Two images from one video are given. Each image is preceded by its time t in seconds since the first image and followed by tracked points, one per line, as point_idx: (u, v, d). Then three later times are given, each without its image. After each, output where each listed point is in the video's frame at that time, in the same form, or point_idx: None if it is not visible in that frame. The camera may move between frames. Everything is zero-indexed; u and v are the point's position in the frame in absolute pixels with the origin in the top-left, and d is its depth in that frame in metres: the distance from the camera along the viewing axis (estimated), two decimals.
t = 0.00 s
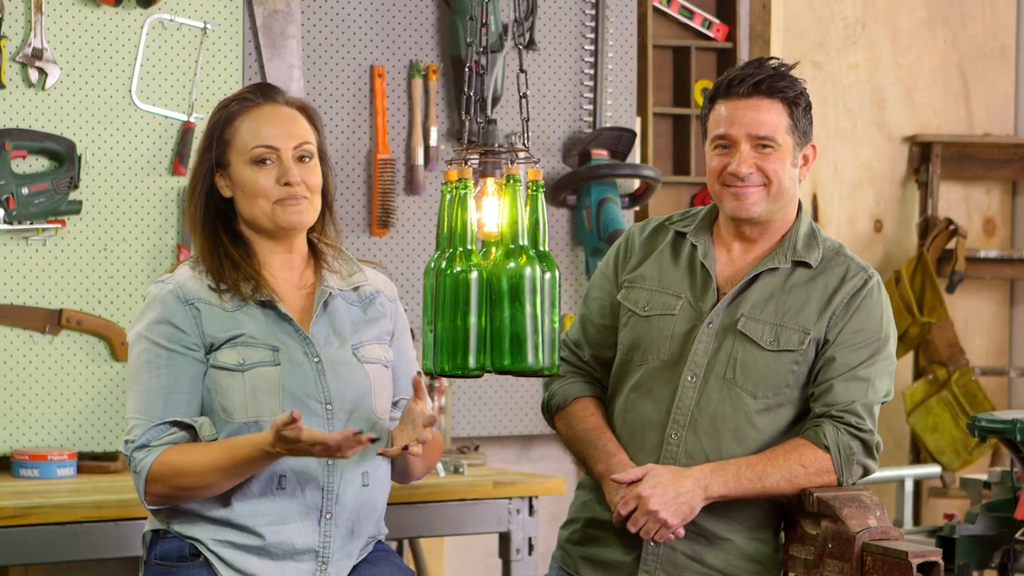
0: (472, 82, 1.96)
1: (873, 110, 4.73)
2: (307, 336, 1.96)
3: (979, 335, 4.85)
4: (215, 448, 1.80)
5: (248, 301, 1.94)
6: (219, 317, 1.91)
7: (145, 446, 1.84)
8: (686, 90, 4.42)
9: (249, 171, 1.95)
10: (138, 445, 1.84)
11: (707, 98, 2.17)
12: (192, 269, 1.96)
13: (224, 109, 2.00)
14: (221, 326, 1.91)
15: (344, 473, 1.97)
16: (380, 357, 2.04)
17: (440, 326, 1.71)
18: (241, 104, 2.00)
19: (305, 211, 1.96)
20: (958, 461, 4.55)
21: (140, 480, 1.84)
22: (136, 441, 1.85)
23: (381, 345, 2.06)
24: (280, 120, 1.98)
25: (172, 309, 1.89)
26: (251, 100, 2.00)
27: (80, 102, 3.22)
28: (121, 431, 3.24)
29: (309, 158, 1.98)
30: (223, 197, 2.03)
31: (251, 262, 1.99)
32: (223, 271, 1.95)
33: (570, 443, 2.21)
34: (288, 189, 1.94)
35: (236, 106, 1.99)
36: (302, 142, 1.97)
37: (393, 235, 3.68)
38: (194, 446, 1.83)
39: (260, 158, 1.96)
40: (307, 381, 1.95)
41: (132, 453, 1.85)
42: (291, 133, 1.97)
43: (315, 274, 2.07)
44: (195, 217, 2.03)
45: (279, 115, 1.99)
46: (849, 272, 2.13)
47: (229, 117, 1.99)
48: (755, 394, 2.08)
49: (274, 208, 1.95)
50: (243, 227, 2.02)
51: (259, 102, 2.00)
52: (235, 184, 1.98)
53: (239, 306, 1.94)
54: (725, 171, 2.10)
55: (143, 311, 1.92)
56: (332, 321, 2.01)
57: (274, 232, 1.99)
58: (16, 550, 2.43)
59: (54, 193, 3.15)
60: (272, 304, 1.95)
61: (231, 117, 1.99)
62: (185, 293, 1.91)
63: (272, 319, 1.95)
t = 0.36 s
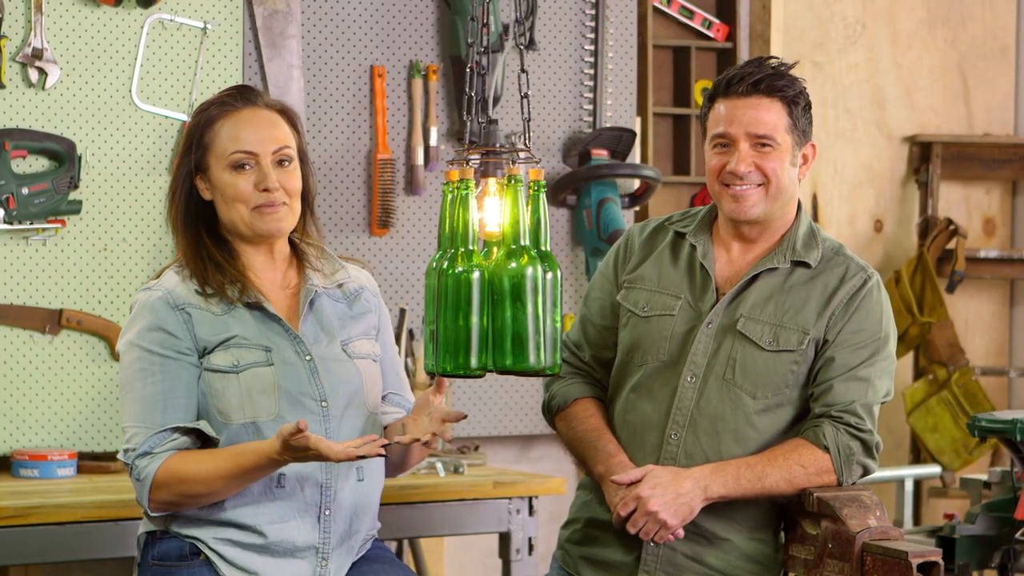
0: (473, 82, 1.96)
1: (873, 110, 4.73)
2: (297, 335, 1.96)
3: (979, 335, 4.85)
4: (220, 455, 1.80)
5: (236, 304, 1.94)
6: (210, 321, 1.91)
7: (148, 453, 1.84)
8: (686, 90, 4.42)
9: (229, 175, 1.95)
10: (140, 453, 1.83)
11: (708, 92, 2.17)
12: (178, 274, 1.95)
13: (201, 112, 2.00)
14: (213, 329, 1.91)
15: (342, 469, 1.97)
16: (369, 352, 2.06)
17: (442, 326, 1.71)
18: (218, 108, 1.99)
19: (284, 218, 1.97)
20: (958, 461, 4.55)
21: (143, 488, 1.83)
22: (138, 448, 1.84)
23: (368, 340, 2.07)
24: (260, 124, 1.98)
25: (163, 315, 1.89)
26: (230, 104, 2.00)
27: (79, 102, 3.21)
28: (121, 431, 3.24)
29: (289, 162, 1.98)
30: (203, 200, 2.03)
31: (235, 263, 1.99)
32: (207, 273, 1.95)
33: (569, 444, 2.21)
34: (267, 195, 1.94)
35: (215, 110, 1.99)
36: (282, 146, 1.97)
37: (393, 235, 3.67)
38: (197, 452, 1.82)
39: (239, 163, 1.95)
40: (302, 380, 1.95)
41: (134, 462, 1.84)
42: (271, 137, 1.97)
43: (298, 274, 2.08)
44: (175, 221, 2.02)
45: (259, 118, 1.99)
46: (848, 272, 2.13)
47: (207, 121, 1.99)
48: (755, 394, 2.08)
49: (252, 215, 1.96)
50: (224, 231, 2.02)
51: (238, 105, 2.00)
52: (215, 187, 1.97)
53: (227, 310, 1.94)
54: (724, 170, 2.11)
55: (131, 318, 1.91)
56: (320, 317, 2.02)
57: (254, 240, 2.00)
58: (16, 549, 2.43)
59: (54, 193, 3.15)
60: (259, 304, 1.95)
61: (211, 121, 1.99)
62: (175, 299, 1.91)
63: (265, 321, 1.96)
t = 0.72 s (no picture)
0: (473, 82, 1.96)
1: (873, 110, 4.73)
2: (292, 331, 1.97)
3: (979, 335, 4.86)
4: (228, 448, 1.78)
5: (232, 303, 1.94)
6: (208, 318, 1.91)
7: (154, 449, 1.82)
8: (686, 90, 4.42)
9: (241, 177, 1.95)
10: (147, 449, 1.82)
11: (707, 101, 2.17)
12: (174, 274, 1.95)
13: (210, 112, 1.99)
14: (211, 327, 1.91)
15: (342, 467, 1.97)
16: (365, 350, 2.06)
17: (443, 325, 1.71)
18: (227, 109, 1.99)
19: (294, 218, 1.98)
20: (958, 461, 4.56)
21: (150, 485, 1.81)
22: (144, 444, 1.82)
23: (364, 339, 2.07)
24: (271, 127, 1.98)
25: (161, 312, 1.89)
26: (238, 105, 2.00)
27: (79, 102, 3.21)
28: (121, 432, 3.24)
29: (298, 165, 2.00)
30: (207, 200, 2.02)
31: (232, 265, 1.98)
32: (202, 276, 1.94)
33: (570, 443, 2.21)
34: (281, 197, 1.95)
35: (223, 112, 1.98)
36: (293, 149, 1.98)
37: (393, 235, 3.67)
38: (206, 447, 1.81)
39: (253, 165, 1.96)
40: (301, 378, 1.95)
41: (140, 458, 1.82)
42: (281, 140, 1.98)
43: (294, 274, 2.08)
44: (178, 221, 2.00)
45: (266, 121, 1.99)
46: (848, 272, 2.13)
47: (217, 122, 1.98)
48: (755, 394, 2.08)
49: (265, 214, 1.96)
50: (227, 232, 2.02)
51: (245, 107, 2.00)
52: (224, 188, 1.97)
53: (224, 309, 1.94)
54: (724, 171, 2.11)
55: (130, 317, 1.91)
56: (315, 317, 2.02)
57: (266, 240, 2.00)
58: (16, 550, 2.43)
59: (54, 193, 3.15)
60: (256, 304, 1.95)
61: (219, 123, 1.98)
62: (173, 296, 1.91)
63: (262, 319, 1.96)
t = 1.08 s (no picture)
0: (473, 82, 1.96)
1: (873, 110, 4.73)
2: (299, 330, 1.98)
3: (979, 335, 4.86)
4: (251, 434, 1.77)
5: (240, 304, 1.94)
6: (218, 319, 1.91)
7: (178, 445, 1.80)
8: (686, 90, 4.42)
9: (250, 174, 1.95)
10: (171, 446, 1.79)
11: (714, 90, 2.21)
12: (181, 275, 1.93)
13: (218, 109, 1.98)
14: (222, 327, 1.91)
15: (351, 467, 1.98)
16: (371, 350, 2.07)
17: (442, 325, 1.71)
18: (235, 106, 1.98)
19: (300, 217, 1.99)
20: (958, 461, 4.56)
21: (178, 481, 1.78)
22: (168, 441, 1.80)
23: (370, 338, 2.08)
24: (280, 125, 1.99)
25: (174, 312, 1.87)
26: (246, 101, 1.99)
27: (79, 102, 3.21)
28: (121, 432, 3.24)
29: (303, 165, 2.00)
30: (212, 198, 2.01)
31: (237, 265, 1.97)
32: (210, 274, 1.93)
33: (570, 443, 2.21)
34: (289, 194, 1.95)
35: (232, 109, 1.98)
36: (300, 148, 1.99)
37: (393, 236, 3.67)
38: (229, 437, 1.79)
39: (263, 162, 1.95)
40: (308, 376, 1.96)
41: (163, 457, 1.79)
42: (288, 137, 1.98)
43: (297, 273, 2.08)
44: (185, 218, 1.98)
45: (272, 119, 1.99)
46: (848, 273, 2.13)
47: (225, 119, 1.98)
48: (755, 394, 2.08)
49: (273, 212, 1.96)
50: (232, 230, 2.01)
51: (255, 104, 2.00)
52: (231, 185, 1.96)
53: (233, 310, 1.93)
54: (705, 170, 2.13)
55: (140, 317, 1.88)
56: (322, 317, 2.03)
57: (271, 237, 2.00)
58: (16, 549, 2.43)
59: (54, 193, 3.15)
60: (263, 304, 1.95)
61: (228, 120, 1.98)
62: (184, 297, 1.89)
63: (269, 320, 1.96)
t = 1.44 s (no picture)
0: (472, 82, 1.96)
1: (873, 110, 4.73)
2: (300, 331, 1.98)
3: (979, 335, 4.86)
4: (240, 434, 1.75)
5: (240, 305, 1.93)
6: (217, 321, 1.91)
7: (170, 450, 1.78)
8: (686, 91, 4.42)
9: (254, 173, 1.95)
10: (163, 450, 1.78)
11: (715, 91, 2.22)
12: (181, 276, 1.93)
13: (223, 109, 1.98)
14: (222, 329, 1.90)
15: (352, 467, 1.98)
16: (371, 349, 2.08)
17: (440, 325, 1.71)
18: (239, 105, 1.98)
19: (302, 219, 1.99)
20: (958, 461, 4.56)
21: (170, 485, 1.77)
22: (160, 445, 1.78)
23: (370, 337, 2.10)
24: (284, 125, 1.99)
25: (173, 313, 1.87)
26: (250, 100, 2.00)
27: (79, 102, 3.21)
28: (121, 432, 3.24)
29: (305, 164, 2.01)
30: (215, 197, 2.01)
31: (238, 266, 1.98)
32: (212, 276, 1.93)
33: (570, 443, 2.21)
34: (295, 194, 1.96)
35: (235, 108, 1.98)
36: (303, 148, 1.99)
37: (392, 236, 3.68)
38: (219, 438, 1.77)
39: (267, 161, 1.95)
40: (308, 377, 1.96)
41: (156, 461, 1.78)
42: (292, 137, 1.98)
43: (298, 272, 2.09)
44: (190, 218, 1.98)
45: (275, 118, 1.99)
46: (848, 273, 2.12)
47: (230, 119, 1.97)
48: (755, 394, 2.08)
49: (276, 214, 1.96)
50: (234, 230, 2.02)
51: (259, 104, 2.00)
52: (235, 184, 1.96)
53: (232, 311, 1.93)
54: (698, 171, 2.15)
55: (139, 319, 1.88)
56: (323, 317, 2.03)
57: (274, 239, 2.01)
58: (15, 549, 2.43)
59: (53, 193, 3.15)
60: (264, 305, 1.95)
61: (232, 119, 1.97)
62: (183, 298, 1.89)
63: (270, 320, 1.96)
